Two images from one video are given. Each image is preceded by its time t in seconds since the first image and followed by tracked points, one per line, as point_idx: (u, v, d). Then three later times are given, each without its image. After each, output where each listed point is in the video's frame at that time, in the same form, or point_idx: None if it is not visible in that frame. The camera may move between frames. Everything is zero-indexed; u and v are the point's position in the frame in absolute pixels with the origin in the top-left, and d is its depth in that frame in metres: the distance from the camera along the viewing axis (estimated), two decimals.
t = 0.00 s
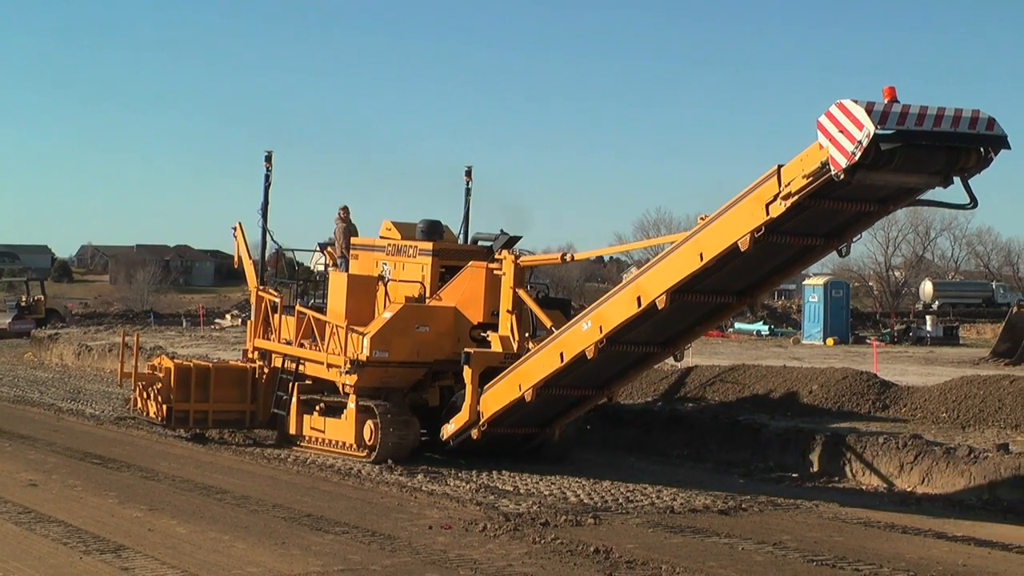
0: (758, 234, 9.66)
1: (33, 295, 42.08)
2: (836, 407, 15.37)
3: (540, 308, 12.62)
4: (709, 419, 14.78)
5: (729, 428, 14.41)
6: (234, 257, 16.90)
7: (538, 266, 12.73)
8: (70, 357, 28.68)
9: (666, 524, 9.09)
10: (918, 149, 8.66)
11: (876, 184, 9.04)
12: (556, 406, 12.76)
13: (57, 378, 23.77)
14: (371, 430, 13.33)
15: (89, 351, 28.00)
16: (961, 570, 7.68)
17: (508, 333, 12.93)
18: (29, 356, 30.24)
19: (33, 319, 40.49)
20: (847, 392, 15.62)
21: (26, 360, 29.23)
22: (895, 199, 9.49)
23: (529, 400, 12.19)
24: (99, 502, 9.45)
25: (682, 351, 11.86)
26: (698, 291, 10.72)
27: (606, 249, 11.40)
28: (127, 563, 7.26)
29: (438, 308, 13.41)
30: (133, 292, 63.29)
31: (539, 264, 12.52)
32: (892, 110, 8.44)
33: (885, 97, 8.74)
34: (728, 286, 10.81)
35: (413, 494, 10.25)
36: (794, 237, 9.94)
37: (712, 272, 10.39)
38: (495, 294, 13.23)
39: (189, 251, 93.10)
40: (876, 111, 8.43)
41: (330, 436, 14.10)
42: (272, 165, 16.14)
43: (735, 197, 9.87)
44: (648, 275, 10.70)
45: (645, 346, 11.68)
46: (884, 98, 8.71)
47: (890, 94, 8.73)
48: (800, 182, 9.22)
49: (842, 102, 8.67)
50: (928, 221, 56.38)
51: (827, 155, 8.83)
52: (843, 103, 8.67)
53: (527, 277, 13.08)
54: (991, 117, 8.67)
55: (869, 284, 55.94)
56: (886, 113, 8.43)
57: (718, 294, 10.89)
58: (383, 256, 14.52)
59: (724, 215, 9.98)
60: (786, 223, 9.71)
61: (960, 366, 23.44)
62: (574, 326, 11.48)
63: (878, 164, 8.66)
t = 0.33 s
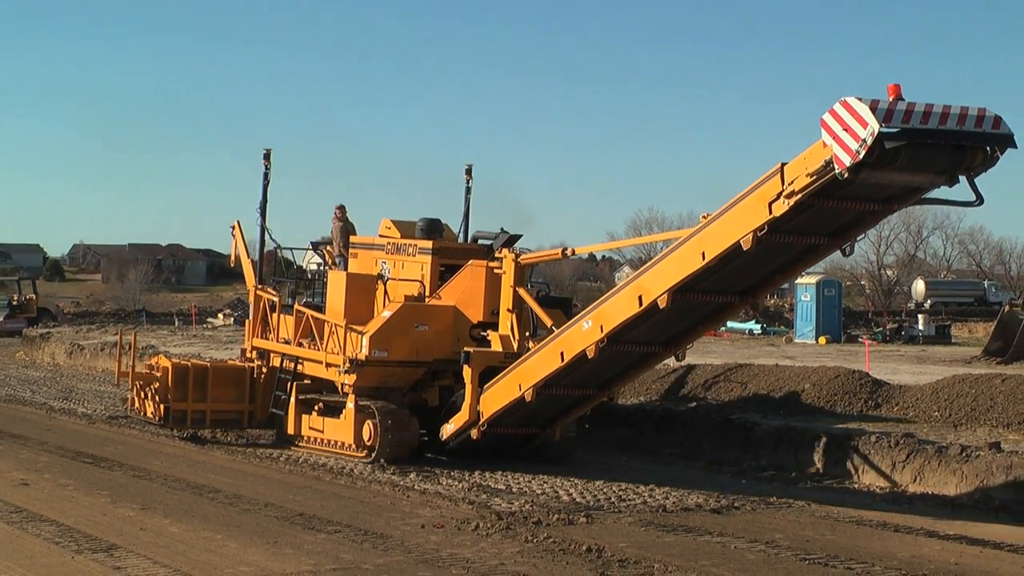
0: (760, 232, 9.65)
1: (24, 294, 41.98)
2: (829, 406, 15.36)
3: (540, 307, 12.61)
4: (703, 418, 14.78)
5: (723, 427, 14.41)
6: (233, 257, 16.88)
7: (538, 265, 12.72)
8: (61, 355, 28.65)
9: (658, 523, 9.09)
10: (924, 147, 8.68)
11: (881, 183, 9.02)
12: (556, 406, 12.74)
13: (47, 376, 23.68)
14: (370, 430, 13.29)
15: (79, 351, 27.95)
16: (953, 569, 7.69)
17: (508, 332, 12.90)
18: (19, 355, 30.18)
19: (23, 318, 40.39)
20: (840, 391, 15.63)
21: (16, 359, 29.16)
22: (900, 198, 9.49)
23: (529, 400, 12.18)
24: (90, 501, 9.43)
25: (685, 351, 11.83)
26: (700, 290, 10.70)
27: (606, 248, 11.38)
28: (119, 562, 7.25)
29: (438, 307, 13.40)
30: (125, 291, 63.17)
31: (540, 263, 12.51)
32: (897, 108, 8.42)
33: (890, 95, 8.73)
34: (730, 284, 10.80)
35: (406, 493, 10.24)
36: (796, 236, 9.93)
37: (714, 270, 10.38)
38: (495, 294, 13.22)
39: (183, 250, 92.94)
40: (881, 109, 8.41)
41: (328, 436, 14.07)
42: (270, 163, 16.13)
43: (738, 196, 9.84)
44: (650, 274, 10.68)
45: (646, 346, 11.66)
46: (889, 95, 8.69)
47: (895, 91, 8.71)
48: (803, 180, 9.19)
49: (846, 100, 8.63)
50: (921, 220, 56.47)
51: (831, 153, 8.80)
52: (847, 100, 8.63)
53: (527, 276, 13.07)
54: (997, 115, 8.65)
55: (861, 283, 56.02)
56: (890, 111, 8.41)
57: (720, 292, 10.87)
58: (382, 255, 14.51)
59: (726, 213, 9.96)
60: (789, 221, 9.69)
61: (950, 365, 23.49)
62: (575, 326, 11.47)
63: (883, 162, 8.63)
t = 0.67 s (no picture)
0: (767, 230, 9.64)
1: (16, 293, 41.89)
2: (823, 406, 15.37)
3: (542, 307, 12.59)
4: (696, 418, 14.80)
5: (716, 427, 14.42)
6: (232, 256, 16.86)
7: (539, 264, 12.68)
8: (54, 356, 28.66)
9: (651, 522, 9.10)
10: (932, 143, 8.67)
11: (889, 180, 9.01)
12: (559, 407, 12.74)
13: (42, 377, 23.64)
14: (370, 432, 13.29)
15: (71, 352, 27.94)
16: (945, 568, 7.70)
17: (510, 332, 12.88)
18: (11, 355, 30.13)
19: (16, 318, 40.35)
20: (833, 390, 15.66)
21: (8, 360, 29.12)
22: (909, 196, 9.49)
23: (532, 401, 12.17)
24: (83, 501, 9.42)
25: (689, 351, 11.83)
26: (705, 289, 10.70)
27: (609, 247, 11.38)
28: (112, 562, 7.25)
29: (439, 307, 13.39)
30: (118, 291, 63.07)
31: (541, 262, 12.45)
32: (905, 104, 8.40)
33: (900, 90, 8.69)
34: (736, 284, 10.80)
35: (399, 493, 10.23)
36: (802, 234, 9.93)
37: (718, 269, 10.37)
38: (496, 294, 13.19)
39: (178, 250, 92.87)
40: (890, 104, 8.41)
41: (327, 436, 14.08)
42: (270, 162, 16.09)
43: (742, 195, 9.84)
44: (654, 273, 10.67)
45: (650, 346, 11.65)
46: (898, 91, 8.65)
47: (904, 87, 8.67)
48: (810, 177, 9.18)
49: (855, 95, 8.62)
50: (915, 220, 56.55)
51: (839, 149, 8.78)
52: (855, 96, 8.62)
53: (528, 276, 13.04)
54: (1007, 111, 8.58)
55: (855, 283, 56.10)
56: (899, 107, 8.41)
57: (724, 292, 10.87)
58: (383, 255, 14.50)
59: (731, 211, 9.95)
60: (795, 220, 9.69)
61: (942, 365, 23.56)
62: (578, 325, 11.46)
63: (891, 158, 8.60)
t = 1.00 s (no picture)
0: (779, 230, 9.62)
1: (13, 292, 41.85)
2: (821, 405, 15.37)
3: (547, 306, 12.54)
4: (693, 417, 14.81)
5: (713, 427, 14.43)
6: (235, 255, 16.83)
7: (545, 264, 12.68)
8: (51, 355, 28.69)
9: (648, 522, 9.11)
10: (950, 142, 8.66)
11: (903, 180, 8.99)
12: (566, 408, 12.73)
13: (40, 376, 23.61)
14: (373, 433, 13.30)
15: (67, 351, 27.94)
16: (941, 568, 7.71)
17: (516, 332, 12.86)
18: (7, 355, 30.13)
19: (13, 317, 40.33)
20: (830, 389, 15.68)
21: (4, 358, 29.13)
22: (923, 197, 9.48)
23: (538, 401, 12.16)
24: (80, 501, 9.42)
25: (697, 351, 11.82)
26: (715, 289, 10.69)
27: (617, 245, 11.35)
28: (110, 562, 7.25)
29: (444, 307, 13.35)
30: (115, 290, 63.05)
31: (547, 261, 12.42)
32: (921, 103, 8.31)
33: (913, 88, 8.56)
34: (746, 284, 10.79)
35: (397, 493, 10.24)
36: (814, 234, 9.92)
37: (728, 269, 10.36)
38: (501, 293, 13.19)
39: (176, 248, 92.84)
40: (905, 103, 8.31)
41: (330, 437, 14.07)
42: (273, 160, 16.07)
43: (754, 194, 9.83)
44: (663, 273, 10.66)
45: (659, 346, 11.64)
46: (912, 89, 8.53)
47: (918, 85, 8.54)
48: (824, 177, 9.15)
49: (868, 94, 8.52)
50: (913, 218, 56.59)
51: (853, 148, 8.73)
52: (869, 94, 8.52)
53: (535, 275, 13.02)
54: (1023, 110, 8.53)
55: (852, 281, 56.14)
56: (915, 105, 8.31)
57: (734, 292, 10.86)
58: (387, 254, 14.52)
59: (742, 211, 9.94)
60: (807, 220, 9.67)
61: (937, 364, 23.59)
62: (586, 325, 11.45)
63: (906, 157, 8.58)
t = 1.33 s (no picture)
0: (790, 227, 9.62)
1: (10, 292, 41.84)
2: (819, 405, 15.37)
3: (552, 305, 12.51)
4: (692, 417, 14.80)
5: (711, 426, 14.43)
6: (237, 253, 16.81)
7: (551, 263, 12.67)
8: (47, 355, 28.71)
9: (647, 521, 9.11)
10: (964, 140, 8.65)
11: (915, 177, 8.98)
12: (573, 408, 12.71)
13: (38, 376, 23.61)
14: (377, 433, 13.31)
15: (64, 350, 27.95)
16: (939, 567, 7.70)
17: (521, 332, 12.82)
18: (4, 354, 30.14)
19: (10, 318, 40.31)
20: (829, 388, 15.68)
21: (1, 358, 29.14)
22: (935, 194, 9.47)
23: (545, 402, 12.15)
24: (77, 501, 9.40)
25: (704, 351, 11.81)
26: (724, 288, 10.68)
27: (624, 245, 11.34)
28: (107, 561, 7.24)
29: (449, 306, 13.33)
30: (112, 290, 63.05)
31: (552, 260, 12.39)
32: (936, 99, 8.24)
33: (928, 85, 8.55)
34: (756, 283, 10.78)
35: (394, 492, 10.23)
36: (824, 233, 9.91)
37: (737, 267, 10.36)
38: (507, 293, 13.16)
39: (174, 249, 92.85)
40: (920, 99, 8.23)
41: (332, 437, 14.10)
42: (277, 158, 16.04)
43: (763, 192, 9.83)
44: (671, 272, 10.65)
45: (668, 345, 11.63)
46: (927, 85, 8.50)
47: (933, 81, 8.52)
48: (836, 173, 9.15)
49: (882, 89, 8.47)
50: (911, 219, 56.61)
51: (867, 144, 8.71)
52: (883, 90, 8.47)
53: (540, 275, 12.99)
54: None
55: (850, 282, 56.17)
56: (929, 101, 8.23)
57: (743, 291, 10.86)
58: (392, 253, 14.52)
59: (752, 209, 9.94)
60: (818, 218, 9.66)
61: (934, 364, 23.62)
62: (594, 325, 11.44)
63: (920, 153, 8.57)
